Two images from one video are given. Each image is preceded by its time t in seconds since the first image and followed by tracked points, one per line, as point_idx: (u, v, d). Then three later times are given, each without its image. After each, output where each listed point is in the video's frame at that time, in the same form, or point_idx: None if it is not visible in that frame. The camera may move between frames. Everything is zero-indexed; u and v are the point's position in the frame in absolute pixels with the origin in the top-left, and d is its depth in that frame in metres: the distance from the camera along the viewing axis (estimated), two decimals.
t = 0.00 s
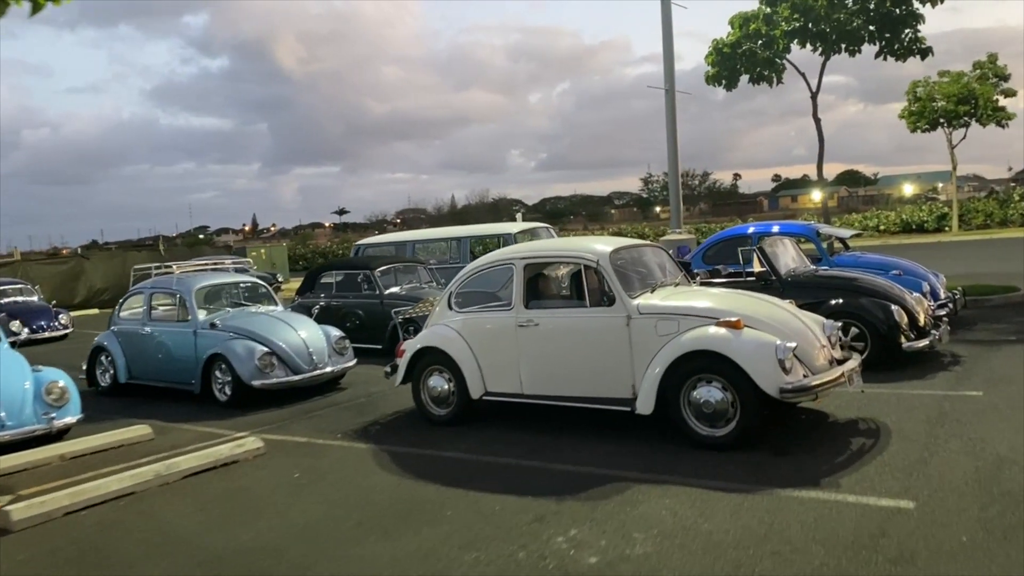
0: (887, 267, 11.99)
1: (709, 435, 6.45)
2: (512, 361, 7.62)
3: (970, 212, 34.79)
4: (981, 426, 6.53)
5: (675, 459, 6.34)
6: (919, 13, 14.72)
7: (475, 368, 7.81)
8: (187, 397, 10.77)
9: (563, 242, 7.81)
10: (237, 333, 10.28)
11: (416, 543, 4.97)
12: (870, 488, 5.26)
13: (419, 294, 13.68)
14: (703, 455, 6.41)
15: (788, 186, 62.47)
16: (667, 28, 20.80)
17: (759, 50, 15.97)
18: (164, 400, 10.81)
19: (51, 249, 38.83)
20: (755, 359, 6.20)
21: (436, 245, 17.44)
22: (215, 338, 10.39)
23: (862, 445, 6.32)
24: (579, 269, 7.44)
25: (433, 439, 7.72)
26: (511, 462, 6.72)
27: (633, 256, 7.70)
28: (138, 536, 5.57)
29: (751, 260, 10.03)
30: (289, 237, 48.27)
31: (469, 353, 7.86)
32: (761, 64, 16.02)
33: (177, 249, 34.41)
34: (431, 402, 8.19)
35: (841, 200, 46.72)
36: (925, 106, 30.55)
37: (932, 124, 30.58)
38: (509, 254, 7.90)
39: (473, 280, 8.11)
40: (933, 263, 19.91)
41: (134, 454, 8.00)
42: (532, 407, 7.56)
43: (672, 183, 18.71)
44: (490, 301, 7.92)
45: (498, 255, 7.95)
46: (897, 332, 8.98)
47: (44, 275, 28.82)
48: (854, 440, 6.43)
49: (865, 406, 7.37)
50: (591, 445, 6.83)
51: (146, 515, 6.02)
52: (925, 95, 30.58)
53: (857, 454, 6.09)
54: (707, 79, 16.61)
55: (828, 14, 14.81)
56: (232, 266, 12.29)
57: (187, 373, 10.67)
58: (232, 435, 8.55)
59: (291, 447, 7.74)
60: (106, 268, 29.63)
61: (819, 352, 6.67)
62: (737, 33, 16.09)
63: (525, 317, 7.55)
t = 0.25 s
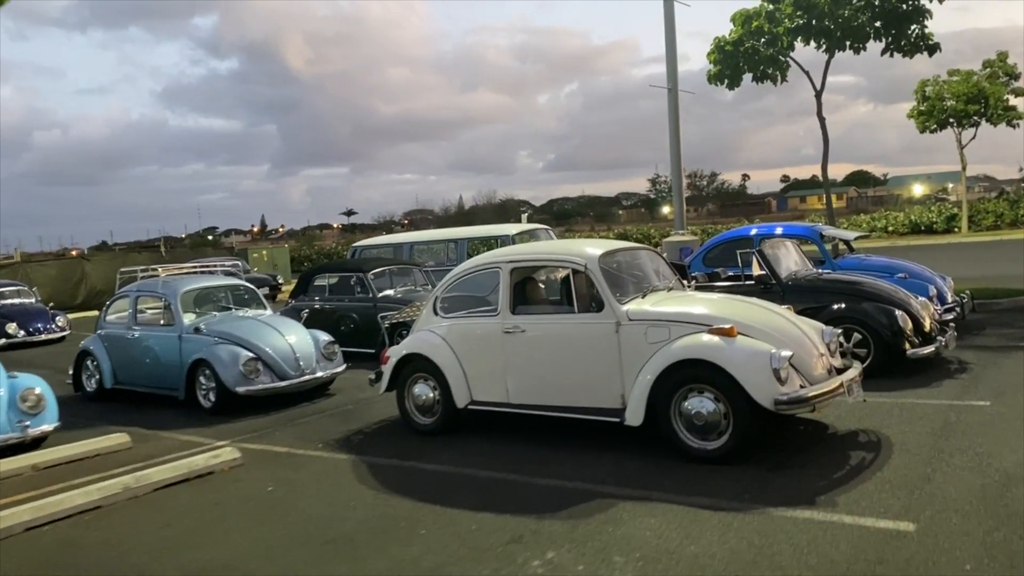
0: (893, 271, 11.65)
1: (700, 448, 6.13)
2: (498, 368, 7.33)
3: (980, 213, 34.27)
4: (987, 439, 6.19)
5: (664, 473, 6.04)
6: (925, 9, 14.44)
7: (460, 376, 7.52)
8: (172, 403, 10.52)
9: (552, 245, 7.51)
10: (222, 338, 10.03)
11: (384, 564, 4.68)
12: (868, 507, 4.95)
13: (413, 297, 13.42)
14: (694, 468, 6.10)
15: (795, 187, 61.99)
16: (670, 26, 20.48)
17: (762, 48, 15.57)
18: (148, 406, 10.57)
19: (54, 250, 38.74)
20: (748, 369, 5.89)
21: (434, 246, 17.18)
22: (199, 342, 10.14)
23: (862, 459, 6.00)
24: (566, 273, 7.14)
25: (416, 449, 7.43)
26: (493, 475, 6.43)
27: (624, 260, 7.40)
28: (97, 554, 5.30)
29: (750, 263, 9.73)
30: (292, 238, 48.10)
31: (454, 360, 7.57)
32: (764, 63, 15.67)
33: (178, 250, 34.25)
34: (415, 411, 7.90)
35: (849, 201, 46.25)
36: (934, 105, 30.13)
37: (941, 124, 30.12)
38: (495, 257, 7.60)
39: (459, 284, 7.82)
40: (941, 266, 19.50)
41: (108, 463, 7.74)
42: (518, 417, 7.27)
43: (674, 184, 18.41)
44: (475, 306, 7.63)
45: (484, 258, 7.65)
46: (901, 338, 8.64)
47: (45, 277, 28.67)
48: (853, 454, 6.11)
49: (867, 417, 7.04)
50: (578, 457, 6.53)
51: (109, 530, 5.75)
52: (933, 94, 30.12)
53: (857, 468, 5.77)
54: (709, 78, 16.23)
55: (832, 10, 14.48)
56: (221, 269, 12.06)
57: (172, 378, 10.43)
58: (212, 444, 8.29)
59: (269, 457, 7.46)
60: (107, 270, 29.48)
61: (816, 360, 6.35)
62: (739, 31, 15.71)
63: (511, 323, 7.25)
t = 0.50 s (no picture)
0: (897, 273, 11.30)
1: (687, 462, 5.81)
2: (478, 376, 7.02)
3: (988, 213, 33.76)
4: (991, 453, 5.84)
5: (648, 488, 5.72)
6: (932, 3, 14.06)
7: (440, 383, 7.21)
8: (153, 408, 10.25)
9: (536, 246, 7.18)
10: (203, 342, 9.77)
11: None
12: (861, 530, 4.62)
13: (404, 299, 13.13)
14: (680, 483, 5.77)
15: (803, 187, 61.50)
16: (671, 23, 20.14)
17: (764, 44, 15.23)
18: (129, 411, 10.31)
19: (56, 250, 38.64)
20: (737, 379, 5.57)
21: (429, 247, 16.89)
22: (180, 346, 9.88)
23: (857, 474, 5.66)
24: (549, 276, 6.82)
25: (394, 460, 7.13)
26: (469, 489, 6.12)
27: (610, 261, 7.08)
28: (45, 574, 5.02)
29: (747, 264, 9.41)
30: (295, 238, 47.91)
31: (434, 366, 7.26)
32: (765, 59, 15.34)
33: (178, 250, 34.07)
34: (395, 419, 7.59)
35: (856, 200, 45.75)
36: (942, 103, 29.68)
37: (949, 122, 29.65)
38: (477, 259, 7.28)
39: (440, 287, 7.50)
40: (948, 267, 19.09)
41: (77, 472, 7.46)
42: (499, 426, 6.96)
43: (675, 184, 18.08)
44: (456, 310, 7.32)
45: (465, 260, 7.32)
46: (903, 343, 8.29)
47: (44, 277, 28.51)
48: (848, 468, 5.77)
49: (865, 429, 6.69)
50: (559, 469, 6.22)
51: (63, 548, 5.48)
52: (941, 92, 29.65)
53: (851, 484, 5.44)
54: (709, 75, 15.91)
55: (836, 5, 14.14)
56: (206, 270, 11.80)
57: (152, 383, 10.17)
58: (186, 452, 8.01)
59: (242, 467, 7.17)
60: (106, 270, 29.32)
61: (810, 369, 6.02)
62: (740, 27, 15.37)
63: (491, 329, 6.93)
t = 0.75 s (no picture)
0: (900, 274, 10.98)
1: (673, 474, 5.53)
2: (460, 382, 6.75)
3: (997, 212, 33.29)
4: (995, 465, 5.54)
5: (631, 501, 5.44)
6: None
7: (421, 390, 6.94)
8: (135, 413, 10.03)
9: (520, 247, 6.89)
10: (186, 345, 9.54)
11: None
12: (852, 550, 4.34)
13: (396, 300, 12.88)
14: (665, 497, 5.49)
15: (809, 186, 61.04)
16: (673, 19, 19.82)
17: (764, 40, 14.92)
18: (111, 416, 10.08)
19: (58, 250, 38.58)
20: (725, 387, 5.29)
21: (425, 247, 16.64)
22: (162, 349, 9.64)
23: (852, 487, 5.37)
24: (532, 278, 6.53)
25: (372, 469, 6.87)
26: (446, 501, 5.86)
27: (597, 263, 6.79)
28: None
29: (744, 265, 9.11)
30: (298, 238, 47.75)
31: (415, 372, 6.99)
32: (766, 55, 15.04)
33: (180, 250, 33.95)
34: (375, 426, 7.33)
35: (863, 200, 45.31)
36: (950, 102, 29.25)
37: (957, 121, 29.22)
38: (459, 259, 6.99)
39: (421, 289, 7.22)
40: (956, 268, 18.69)
41: (47, 480, 7.22)
42: (481, 435, 6.68)
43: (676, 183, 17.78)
44: (437, 313, 7.04)
45: (447, 261, 7.03)
46: (904, 348, 7.98)
47: (44, 277, 28.37)
48: (843, 481, 5.48)
49: (863, 439, 6.39)
50: (541, 480, 5.95)
51: (18, 563, 5.24)
52: (949, 90, 29.21)
53: (845, 499, 5.15)
54: (707, 72, 15.63)
55: None
56: (193, 271, 11.57)
57: (135, 387, 9.94)
58: (162, 460, 7.77)
59: (215, 476, 6.93)
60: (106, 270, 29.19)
61: (804, 377, 5.73)
62: (740, 23, 15.08)
63: (473, 333, 6.65)
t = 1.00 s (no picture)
0: (905, 274, 10.60)
1: (656, 488, 5.18)
2: (436, 388, 6.41)
3: (1008, 211, 32.76)
4: (1001, 481, 5.17)
5: (612, 518, 5.09)
6: None
7: (396, 396, 6.61)
8: (113, 417, 9.73)
9: (501, 245, 6.53)
10: (164, 347, 9.25)
11: None
12: None
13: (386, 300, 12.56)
14: (648, 514, 5.14)
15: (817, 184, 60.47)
16: (675, 14, 19.44)
17: (767, 34, 14.53)
18: (87, 420, 9.79)
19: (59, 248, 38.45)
20: (711, 396, 4.93)
21: (420, 246, 16.32)
22: (139, 351, 9.35)
23: (848, 504, 5.01)
24: (511, 279, 6.17)
25: (344, 479, 6.54)
26: (416, 514, 5.52)
27: (581, 263, 6.43)
28: None
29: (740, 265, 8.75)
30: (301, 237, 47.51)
31: (390, 377, 6.66)
32: (768, 49, 14.64)
33: (181, 249, 33.74)
34: (351, 433, 7.00)
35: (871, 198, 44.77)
36: (960, 98, 28.67)
37: (967, 117, 28.73)
38: (437, 259, 6.64)
39: (398, 290, 6.87)
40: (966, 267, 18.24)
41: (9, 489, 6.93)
42: (458, 444, 6.34)
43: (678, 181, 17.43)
44: (414, 316, 6.70)
45: (425, 261, 6.68)
46: (907, 352, 7.61)
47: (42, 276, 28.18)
48: (838, 497, 5.12)
49: (861, 450, 6.03)
50: (517, 493, 5.61)
51: None
52: (959, 86, 28.72)
53: (840, 517, 4.79)
54: (708, 67, 15.25)
55: None
56: (176, 271, 11.27)
57: (111, 390, 9.64)
58: (131, 467, 7.47)
59: (181, 486, 6.62)
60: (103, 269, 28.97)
61: (796, 385, 5.37)
62: (742, 16, 14.69)
63: (450, 337, 6.31)
